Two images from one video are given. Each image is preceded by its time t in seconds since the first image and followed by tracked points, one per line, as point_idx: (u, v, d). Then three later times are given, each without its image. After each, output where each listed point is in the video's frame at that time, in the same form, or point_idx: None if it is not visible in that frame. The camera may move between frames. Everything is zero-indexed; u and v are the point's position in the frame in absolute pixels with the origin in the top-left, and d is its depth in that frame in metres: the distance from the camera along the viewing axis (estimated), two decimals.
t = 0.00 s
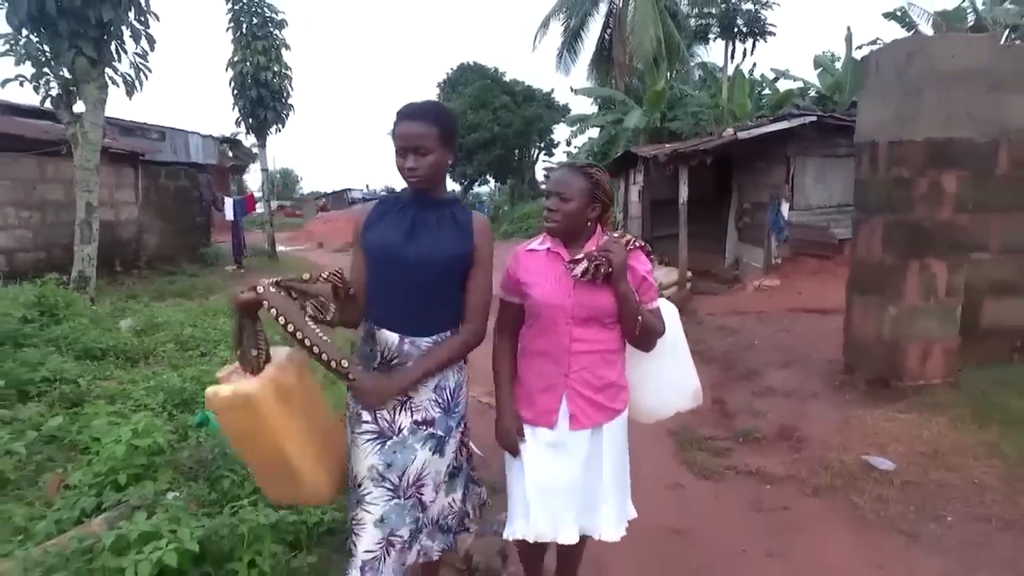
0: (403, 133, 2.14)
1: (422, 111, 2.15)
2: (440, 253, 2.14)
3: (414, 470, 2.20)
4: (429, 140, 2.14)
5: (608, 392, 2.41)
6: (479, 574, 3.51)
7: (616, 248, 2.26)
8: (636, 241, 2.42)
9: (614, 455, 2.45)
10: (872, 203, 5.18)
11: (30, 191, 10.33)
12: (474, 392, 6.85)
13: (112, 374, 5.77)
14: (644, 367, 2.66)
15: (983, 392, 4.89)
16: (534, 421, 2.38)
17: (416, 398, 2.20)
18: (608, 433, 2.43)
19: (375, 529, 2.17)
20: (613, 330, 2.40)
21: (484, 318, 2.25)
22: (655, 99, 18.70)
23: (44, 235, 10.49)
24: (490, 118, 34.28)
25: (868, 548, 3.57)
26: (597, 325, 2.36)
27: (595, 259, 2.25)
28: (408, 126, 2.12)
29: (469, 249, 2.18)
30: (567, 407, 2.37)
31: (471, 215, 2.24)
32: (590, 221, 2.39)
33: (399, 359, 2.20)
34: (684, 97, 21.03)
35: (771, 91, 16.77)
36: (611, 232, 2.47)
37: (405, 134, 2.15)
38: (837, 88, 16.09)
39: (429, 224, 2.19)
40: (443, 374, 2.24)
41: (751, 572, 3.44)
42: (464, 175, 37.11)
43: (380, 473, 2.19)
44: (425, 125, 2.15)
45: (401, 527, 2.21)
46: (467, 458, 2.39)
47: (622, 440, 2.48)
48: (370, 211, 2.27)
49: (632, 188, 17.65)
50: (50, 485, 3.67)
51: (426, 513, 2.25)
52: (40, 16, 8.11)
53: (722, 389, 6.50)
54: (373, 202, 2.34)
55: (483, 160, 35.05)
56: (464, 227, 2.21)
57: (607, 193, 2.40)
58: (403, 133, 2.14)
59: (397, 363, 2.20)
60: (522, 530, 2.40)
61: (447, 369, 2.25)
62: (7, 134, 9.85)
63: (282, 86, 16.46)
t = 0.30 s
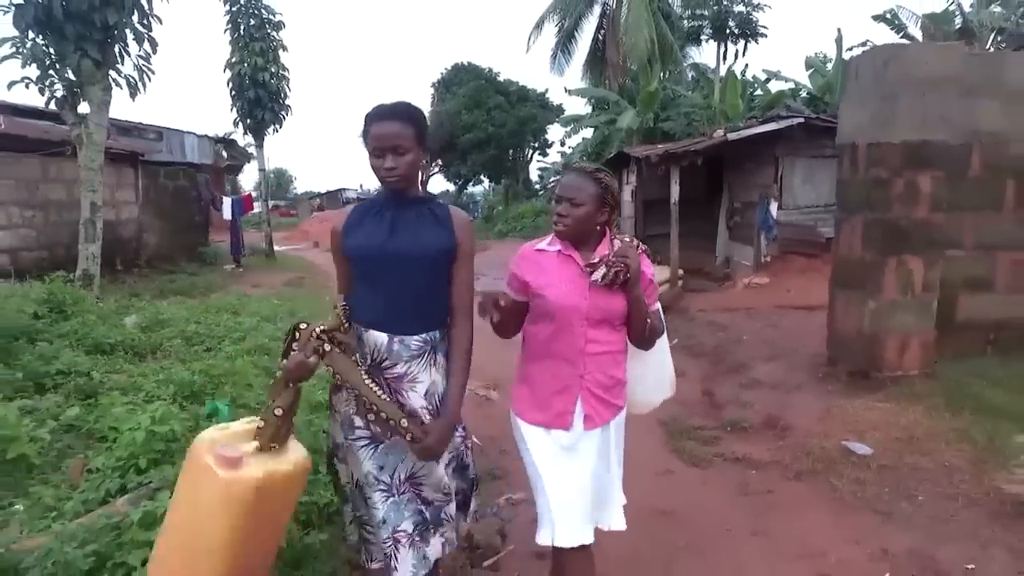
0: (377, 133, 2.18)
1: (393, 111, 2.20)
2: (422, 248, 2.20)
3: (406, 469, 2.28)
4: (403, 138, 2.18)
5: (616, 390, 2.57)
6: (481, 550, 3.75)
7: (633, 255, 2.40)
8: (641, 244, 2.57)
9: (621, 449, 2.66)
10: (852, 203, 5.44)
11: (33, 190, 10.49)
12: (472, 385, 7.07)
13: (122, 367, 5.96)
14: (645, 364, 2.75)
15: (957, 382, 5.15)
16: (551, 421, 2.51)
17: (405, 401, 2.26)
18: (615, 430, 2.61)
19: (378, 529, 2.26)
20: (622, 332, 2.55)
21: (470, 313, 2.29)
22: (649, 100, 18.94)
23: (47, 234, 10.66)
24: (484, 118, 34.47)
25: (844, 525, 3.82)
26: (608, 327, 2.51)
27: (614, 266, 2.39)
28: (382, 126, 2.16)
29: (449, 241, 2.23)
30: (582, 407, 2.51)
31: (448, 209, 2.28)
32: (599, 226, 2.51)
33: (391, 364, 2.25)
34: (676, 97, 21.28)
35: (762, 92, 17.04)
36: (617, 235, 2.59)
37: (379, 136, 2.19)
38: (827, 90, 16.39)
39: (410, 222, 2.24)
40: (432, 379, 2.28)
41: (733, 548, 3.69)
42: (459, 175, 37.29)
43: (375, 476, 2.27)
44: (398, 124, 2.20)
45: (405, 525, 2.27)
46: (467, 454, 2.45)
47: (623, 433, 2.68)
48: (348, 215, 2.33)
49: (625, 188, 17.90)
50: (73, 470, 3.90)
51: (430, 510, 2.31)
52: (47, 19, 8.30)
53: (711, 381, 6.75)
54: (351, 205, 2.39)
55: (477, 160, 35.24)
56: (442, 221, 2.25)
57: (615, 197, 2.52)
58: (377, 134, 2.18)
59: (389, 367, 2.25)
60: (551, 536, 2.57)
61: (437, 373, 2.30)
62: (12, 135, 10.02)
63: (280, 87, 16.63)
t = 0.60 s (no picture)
0: (360, 127, 2.19)
1: (376, 104, 2.19)
2: (408, 243, 2.18)
3: (405, 469, 2.28)
4: (385, 129, 2.17)
5: (635, 389, 2.58)
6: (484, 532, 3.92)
7: (650, 253, 2.41)
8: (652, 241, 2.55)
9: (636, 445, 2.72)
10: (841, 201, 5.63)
11: (38, 189, 10.62)
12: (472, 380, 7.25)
13: (133, 362, 6.11)
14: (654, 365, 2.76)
15: (941, 374, 5.36)
16: (578, 430, 2.46)
17: (401, 397, 2.26)
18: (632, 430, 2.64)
19: (380, 520, 2.36)
20: (640, 331, 2.55)
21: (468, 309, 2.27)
22: (644, 101, 19.13)
23: (51, 232, 10.79)
24: (481, 119, 34.62)
25: (830, 507, 4.01)
26: (628, 328, 2.49)
27: (633, 265, 2.39)
28: (363, 120, 2.17)
29: (437, 235, 2.20)
30: (608, 411, 2.49)
31: (437, 199, 2.25)
32: (609, 223, 2.48)
33: (382, 359, 2.26)
34: (672, 98, 21.47)
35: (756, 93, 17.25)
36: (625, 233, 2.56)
37: (363, 128, 2.20)
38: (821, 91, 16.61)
39: (396, 216, 2.23)
40: (427, 373, 2.26)
41: (725, 529, 3.87)
42: (455, 175, 37.44)
43: (376, 471, 2.32)
44: (381, 116, 2.20)
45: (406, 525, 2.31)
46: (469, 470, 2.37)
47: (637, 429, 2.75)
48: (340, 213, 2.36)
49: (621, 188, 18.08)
50: (93, 457, 4.07)
51: (430, 525, 2.27)
52: (54, 22, 8.46)
53: (705, 375, 6.93)
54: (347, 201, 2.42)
55: (474, 160, 35.41)
56: (430, 213, 2.22)
57: (622, 192, 2.50)
58: (359, 128, 2.20)
59: (381, 362, 2.26)
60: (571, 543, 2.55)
61: (432, 367, 2.27)
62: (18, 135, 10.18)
63: (279, 88, 16.79)
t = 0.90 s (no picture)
0: (377, 123, 2.12)
1: (392, 101, 2.14)
2: (423, 241, 2.16)
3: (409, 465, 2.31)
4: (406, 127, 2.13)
5: (645, 378, 2.55)
6: (489, 510, 4.14)
7: (654, 242, 2.40)
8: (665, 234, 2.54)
9: (661, 439, 2.59)
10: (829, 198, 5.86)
11: (44, 188, 10.79)
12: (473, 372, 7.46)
13: (146, 353, 6.30)
14: (674, 355, 2.79)
15: (923, 363, 5.60)
16: (578, 412, 2.53)
17: (409, 392, 2.29)
18: (647, 423, 2.56)
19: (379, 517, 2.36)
20: (647, 320, 2.54)
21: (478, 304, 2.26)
22: (639, 101, 19.37)
23: (56, 230, 10.96)
24: (477, 119, 34.82)
25: (816, 486, 4.23)
26: (632, 315, 2.50)
27: (634, 253, 2.41)
28: (382, 117, 2.11)
29: (452, 231, 2.18)
30: (611, 396, 2.52)
31: (451, 195, 2.22)
32: (620, 213, 2.50)
33: (394, 355, 2.27)
34: (667, 98, 21.72)
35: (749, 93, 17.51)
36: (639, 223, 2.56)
37: (379, 126, 2.13)
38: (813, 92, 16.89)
39: (411, 213, 2.20)
40: (438, 369, 2.30)
41: (716, 507, 4.09)
42: (451, 176, 37.63)
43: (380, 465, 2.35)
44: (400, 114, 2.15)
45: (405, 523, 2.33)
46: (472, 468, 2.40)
47: (667, 423, 2.63)
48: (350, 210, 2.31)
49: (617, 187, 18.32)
50: (116, 440, 4.27)
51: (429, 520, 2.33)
52: (63, 24, 8.65)
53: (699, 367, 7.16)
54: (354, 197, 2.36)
55: (470, 160, 35.62)
56: (445, 209, 2.19)
57: (636, 183, 2.49)
58: (376, 124, 2.12)
59: (392, 357, 2.28)
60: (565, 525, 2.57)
61: (443, 364, 2.31)
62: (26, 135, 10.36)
63: (279, 89, 16.98)
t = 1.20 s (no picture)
0: (412, 112, 2.18)
1: (425, 91, 2.20)
2: (446, 232, 2.23)
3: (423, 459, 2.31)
4: (438, 118, 2.19)
5: (640, 372, 2.51)
6: (482, 489, 4.33)
7: (646, 236, 2.36)
8: (668, 226, 2.49)
9: (652, 438, 2.51)
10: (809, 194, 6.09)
11: (38, 185, 10.85)
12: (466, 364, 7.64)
13: (146, 345, 6.44)
14: (681, 351, 2.74)
15: (898, 351, 5.84)
16: (571, 401, 2.57)
17: (425, 384, 2.29)
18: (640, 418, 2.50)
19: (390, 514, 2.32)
20: (644, 313, 2.51)
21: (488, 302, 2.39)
22: (628, 100, 19.60)
23: (50, 227, 11.04)
24: (467, 118, 34.98)
25: (795, 465, 4.45)
26: (627, 309, 2.48)
27: (625, 248, 2.39)
28: (416, 106, 2.17)
29: (472, 227, 2.28)
30: (602, 388, 2.52)
31: (471, 192, 2.32)
32: (620, 204, 2.51)
33: (410, 346, 2.28)
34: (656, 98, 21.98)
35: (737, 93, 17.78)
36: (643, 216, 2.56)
37: (412, 114, 2.18)
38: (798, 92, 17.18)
39: (434, 205, 2.26)
40: (453, 360, 2.31)
41: (700, 485, 4.29)
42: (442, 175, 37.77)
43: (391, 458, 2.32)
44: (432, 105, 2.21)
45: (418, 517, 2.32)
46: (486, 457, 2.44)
47: (663, 421, 2.55)
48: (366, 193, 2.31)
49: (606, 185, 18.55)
50: (122, 426, 4.42)
51: (443, 511, 2.34)
52: (60, 22, 8.75)
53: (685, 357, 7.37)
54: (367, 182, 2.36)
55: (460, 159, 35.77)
56: (465, 205, 2.29)
57: (637, 175, 2.51)
58: (410, 111, 2.18)
59: (408, 348, 2.28)
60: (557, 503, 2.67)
61: (458, 355, 2.32)
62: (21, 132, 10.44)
63: (271, 88, 17.02)
